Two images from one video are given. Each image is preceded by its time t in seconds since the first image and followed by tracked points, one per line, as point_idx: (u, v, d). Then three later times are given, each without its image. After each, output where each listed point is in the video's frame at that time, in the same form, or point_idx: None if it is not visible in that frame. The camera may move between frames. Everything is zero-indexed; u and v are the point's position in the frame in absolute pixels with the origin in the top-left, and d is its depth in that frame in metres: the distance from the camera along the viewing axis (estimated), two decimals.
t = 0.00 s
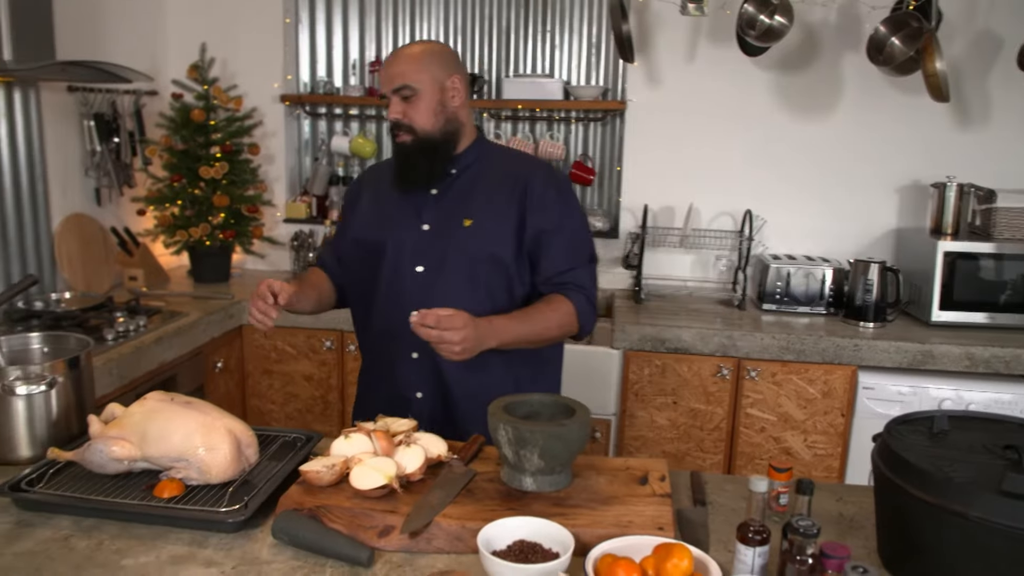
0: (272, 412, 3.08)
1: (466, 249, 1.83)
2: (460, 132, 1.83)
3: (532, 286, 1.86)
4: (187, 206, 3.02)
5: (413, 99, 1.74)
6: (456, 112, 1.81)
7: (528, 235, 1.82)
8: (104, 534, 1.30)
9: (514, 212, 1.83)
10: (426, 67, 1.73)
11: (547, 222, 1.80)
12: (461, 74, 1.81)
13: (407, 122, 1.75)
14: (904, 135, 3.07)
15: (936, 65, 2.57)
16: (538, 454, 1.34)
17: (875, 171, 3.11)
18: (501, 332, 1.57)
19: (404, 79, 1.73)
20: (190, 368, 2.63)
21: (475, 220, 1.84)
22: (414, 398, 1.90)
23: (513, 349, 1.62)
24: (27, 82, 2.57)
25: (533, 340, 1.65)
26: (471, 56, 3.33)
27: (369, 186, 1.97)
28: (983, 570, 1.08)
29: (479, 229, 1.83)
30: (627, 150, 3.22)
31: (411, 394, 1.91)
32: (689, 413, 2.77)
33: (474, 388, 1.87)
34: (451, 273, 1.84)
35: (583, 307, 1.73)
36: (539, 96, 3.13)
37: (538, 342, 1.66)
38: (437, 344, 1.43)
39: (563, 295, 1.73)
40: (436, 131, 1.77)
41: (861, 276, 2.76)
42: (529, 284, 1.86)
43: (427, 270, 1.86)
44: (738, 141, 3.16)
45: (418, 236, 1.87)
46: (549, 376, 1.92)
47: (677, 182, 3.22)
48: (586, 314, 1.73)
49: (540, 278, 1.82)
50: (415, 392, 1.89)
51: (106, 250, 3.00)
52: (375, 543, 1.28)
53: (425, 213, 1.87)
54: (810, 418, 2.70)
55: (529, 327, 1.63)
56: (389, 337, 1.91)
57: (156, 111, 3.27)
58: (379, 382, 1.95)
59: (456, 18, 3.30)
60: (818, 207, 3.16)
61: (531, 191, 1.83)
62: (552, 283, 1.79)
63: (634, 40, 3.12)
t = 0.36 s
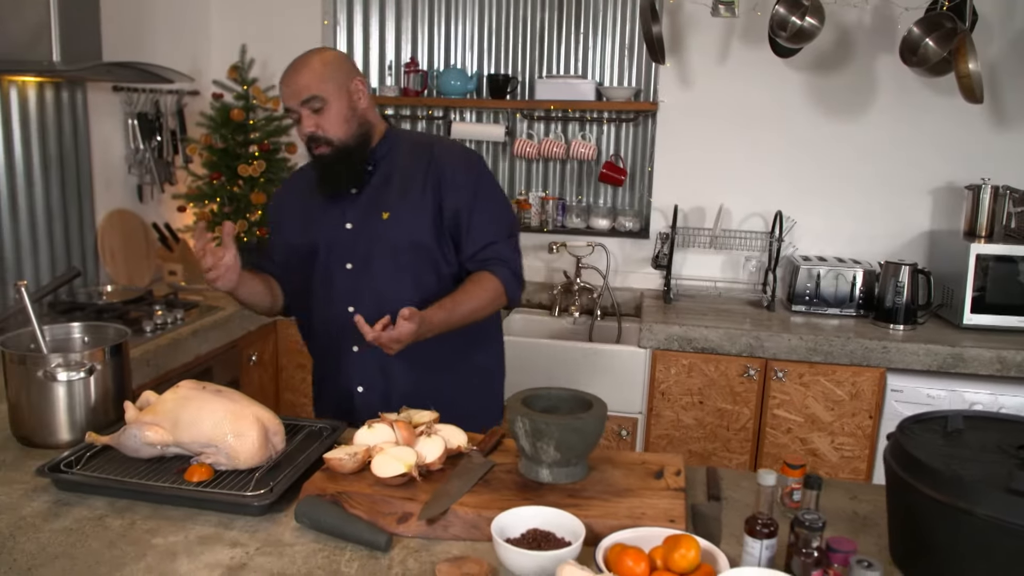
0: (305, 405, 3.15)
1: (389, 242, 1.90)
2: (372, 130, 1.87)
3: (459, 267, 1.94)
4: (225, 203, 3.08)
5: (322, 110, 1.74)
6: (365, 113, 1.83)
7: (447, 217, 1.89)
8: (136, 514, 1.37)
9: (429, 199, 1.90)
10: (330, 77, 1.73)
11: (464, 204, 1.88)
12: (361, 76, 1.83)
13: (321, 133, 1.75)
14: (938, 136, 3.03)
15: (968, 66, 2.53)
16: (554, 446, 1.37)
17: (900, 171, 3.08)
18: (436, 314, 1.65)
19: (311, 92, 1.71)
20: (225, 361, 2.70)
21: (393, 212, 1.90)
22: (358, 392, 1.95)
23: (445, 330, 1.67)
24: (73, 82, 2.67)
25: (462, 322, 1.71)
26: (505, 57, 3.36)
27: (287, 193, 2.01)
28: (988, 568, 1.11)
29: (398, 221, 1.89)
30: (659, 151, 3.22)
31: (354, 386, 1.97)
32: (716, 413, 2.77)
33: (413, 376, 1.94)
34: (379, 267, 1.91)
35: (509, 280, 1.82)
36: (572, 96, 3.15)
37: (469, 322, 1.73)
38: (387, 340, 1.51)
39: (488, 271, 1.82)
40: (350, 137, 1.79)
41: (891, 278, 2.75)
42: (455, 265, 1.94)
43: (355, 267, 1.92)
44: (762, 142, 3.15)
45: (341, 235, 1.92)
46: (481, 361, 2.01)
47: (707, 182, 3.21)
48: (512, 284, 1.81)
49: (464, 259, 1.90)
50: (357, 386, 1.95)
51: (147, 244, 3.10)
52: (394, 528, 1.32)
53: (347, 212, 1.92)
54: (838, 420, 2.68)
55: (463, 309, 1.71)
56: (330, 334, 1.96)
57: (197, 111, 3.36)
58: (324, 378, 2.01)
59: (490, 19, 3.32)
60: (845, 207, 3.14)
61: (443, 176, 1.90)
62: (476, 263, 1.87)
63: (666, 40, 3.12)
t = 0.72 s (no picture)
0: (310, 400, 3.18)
1: (378, 231, 1.93)
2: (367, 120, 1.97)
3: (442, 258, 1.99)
4: (232, 200, 3.11)
5: (335, 87, 1.84)
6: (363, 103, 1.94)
7: (434, 207, 1.95)
8: (145, 503, 1.39)
9: (415, 190, 1.96)
10: (343, 59, 1.85)
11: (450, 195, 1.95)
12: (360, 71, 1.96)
13: (334, 107, 1.83)
14: (941, 138, 3.04)
15: (970, 68, 2.54)
16: (554, 440, 1.40)
17: (898, 171, 3.09)
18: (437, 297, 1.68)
19: (327, 68, 1.81)
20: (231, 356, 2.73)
21: (381, 202, 1.95)
22: (347, 378, 1.96)
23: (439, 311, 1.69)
24: (82, 79, 2.70)
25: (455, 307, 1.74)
26: (510, 56, 3.38)
27: (270, 186, 2.04)
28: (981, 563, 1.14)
29: (386, 210, 1.94)
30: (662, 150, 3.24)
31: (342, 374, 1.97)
32: (717, 412, 2.79)
33: (400, 364, 1.96)
34: (367, 255, 1.93)
35: (493, 265, 1.87)
36: (576, 96, 3.17)
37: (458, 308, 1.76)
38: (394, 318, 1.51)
39: (474, 258, 1.88)
40: (355, 117, 1.88)
41: (893, 279, 2.76)
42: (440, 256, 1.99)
43: (344, 255, 1.94)
44: (762, 142, 3.17)
45: (329, 224, 1.95)
46: (458, 353, 2.05)
47: (710, 182, 3.23)
48: (497, 271, 1.88)
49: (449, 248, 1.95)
50: (347, 373, 1.95)
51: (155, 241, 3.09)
52: (396, 519, 1.34)
53: (334, 203, 1.96)
54: (838, 419, 2.70)
55: (457, 294, 1.74)
56: (318, 323, 1.96)
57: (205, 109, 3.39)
58: (309, 367, 2.00)
59: (497, 19, 3.35)
60: (846, 206, 3.15)
61: (428, 168, 1.97)
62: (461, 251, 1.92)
63: (670, 41, 3.14)
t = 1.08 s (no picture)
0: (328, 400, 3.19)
1: (412, 232, 1.95)
2: (388, 125, 1.92)
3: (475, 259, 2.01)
4: (249, 202, 3.13)
5: (343, 104, 1.78)
6: (382, 108, 1.89)
7: (469, 209, 1.97)
8: (173, 503, 1.41)
9: (450, 192, 1.97)
10: (351, 74, 1.78)
11: (486, 199, 1.96)
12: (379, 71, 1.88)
13: (343, 126, 1.80)
14: (956, 130, 3.03)
15: (987, 59, 2.51)
16: (579, 435, 1.41)
17: (920, 166, 3.07)
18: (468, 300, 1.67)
19: (335, 86, 1.76)
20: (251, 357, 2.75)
21: (416, 204, 1.95)
22: (378, 377, 1.98)
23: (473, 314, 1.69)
24: (99, 84, 2.73)
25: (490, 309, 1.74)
26: (524, 54, 3.39)
27: (303, 184, 2.05)
28: (1005, 551, 1.15)
29: (420, 212, 1.95)
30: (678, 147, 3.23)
31: (373, 373, 2.00)
32: (735, 407, 2.79)
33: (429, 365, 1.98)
34: (401, 256, 1.95)
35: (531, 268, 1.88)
36: (591, 93, 3.17)
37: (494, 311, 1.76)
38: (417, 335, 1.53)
39: (508, 260, 1.90)
40: (371, 131, 1.84)
41: (910, 271, 2.75)
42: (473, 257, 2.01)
43: (377, 256, 1.96)
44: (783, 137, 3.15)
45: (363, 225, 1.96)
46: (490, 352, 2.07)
47: (725, 177, 3.22)
48: (531, 273, 1.89)
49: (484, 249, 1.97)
50: (377, 372, 1.98)
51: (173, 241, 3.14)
52: (422, 515, 1.35)
53: (368, 204, 1.96)
54: (857, 413, 2.69)
55: (494, 297, 1.75)
56: (351, 322, 1.99)
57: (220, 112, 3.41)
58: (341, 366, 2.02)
59: (510, 18, 3.35)
60: (862, 199, 3.14)
61: (462, 170, 1.99)
62: (496, 253, 1.94)
63: (684, 37, 3.13)
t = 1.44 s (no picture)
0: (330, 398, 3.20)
1: (427, 236, 2.00)
2: (428, 124, 1.95)
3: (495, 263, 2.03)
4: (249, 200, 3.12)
5: (385, 104, 1.82)
6: (424, 108, 1.92)
7: (492, 219, 1.98)
8: (174, 499, 1.42)
9: (473, 198, 1.99)
10: (393, 74, 1.81)
11: (509, 208, 1.97)
12: (423, 70, 1.90)
13: (382, 126, 1.84)
14: (955, 128, 3.03)
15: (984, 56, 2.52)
16: (576, 431, 1.42)
17: (925, 167, 3.08)
18: (476, 282, 1.66)
19: (375, 86, 1.80)
20: (252, 355, 2.77)
21: (435, 210, 1.99)
22: (372, 368, 2.08)
23: (485, 305, 1.70)
24: (100, 84, 2.74)
25: (503, 303, 1.74)
26: (523, 53, 3.39)
27: (344, 168, 2.13)
28: (1000, 545, 1.16)
29: (438, 217, 1.99)
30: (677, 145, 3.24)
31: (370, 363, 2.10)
32: (735, 403, 2.79)
33: (422, 360, 2.04)
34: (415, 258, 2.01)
35: (550, 275, 1.83)
36: (590, 91, 3.18)
37: (506, 305, 1.75)
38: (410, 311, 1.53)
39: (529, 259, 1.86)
40: (411, 131, 1.88)
41: (909, 268, 2.75)
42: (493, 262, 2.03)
43: (390, 254, 2.03)
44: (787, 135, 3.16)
45: (383, 222, 2.03)
46: (499, 352, 2.08)
47: (725, 175, 3.23)
48: (553, 281, 1.83)
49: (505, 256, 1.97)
50: (372, 364, 2.07)
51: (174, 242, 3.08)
52: (422, 511, 1.36)
53: (392, 202, 2.02)
54: (856, 409, 2.70)
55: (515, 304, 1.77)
56: (360, 311, 2.09)
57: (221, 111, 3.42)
58: (347, 351, 2.14)
59: (509, 16, 3.35)
60: (862, 199, 3.14)
61: (490, 180, 1.99)
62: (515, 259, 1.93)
63: (683, 35, 3.14)
